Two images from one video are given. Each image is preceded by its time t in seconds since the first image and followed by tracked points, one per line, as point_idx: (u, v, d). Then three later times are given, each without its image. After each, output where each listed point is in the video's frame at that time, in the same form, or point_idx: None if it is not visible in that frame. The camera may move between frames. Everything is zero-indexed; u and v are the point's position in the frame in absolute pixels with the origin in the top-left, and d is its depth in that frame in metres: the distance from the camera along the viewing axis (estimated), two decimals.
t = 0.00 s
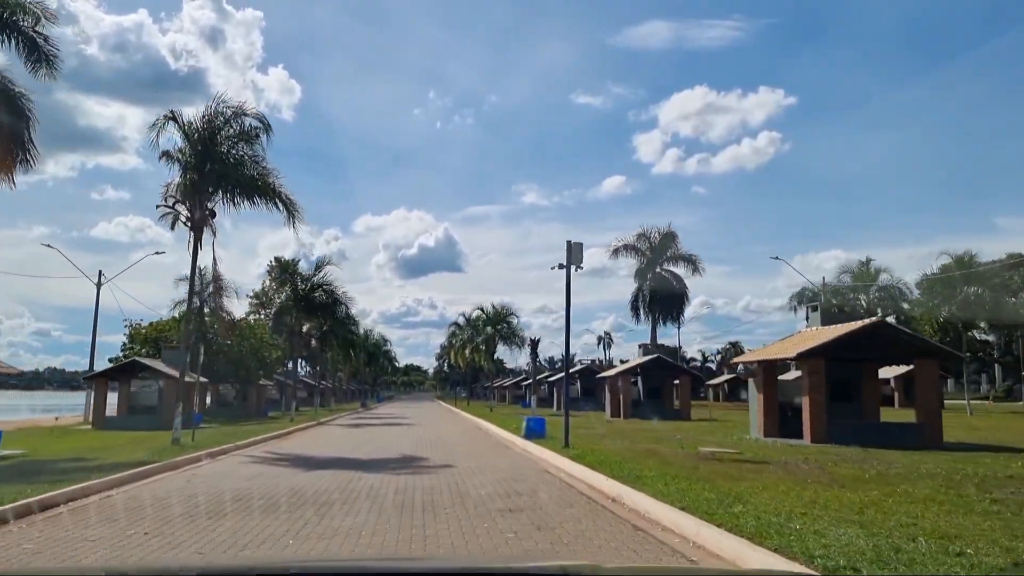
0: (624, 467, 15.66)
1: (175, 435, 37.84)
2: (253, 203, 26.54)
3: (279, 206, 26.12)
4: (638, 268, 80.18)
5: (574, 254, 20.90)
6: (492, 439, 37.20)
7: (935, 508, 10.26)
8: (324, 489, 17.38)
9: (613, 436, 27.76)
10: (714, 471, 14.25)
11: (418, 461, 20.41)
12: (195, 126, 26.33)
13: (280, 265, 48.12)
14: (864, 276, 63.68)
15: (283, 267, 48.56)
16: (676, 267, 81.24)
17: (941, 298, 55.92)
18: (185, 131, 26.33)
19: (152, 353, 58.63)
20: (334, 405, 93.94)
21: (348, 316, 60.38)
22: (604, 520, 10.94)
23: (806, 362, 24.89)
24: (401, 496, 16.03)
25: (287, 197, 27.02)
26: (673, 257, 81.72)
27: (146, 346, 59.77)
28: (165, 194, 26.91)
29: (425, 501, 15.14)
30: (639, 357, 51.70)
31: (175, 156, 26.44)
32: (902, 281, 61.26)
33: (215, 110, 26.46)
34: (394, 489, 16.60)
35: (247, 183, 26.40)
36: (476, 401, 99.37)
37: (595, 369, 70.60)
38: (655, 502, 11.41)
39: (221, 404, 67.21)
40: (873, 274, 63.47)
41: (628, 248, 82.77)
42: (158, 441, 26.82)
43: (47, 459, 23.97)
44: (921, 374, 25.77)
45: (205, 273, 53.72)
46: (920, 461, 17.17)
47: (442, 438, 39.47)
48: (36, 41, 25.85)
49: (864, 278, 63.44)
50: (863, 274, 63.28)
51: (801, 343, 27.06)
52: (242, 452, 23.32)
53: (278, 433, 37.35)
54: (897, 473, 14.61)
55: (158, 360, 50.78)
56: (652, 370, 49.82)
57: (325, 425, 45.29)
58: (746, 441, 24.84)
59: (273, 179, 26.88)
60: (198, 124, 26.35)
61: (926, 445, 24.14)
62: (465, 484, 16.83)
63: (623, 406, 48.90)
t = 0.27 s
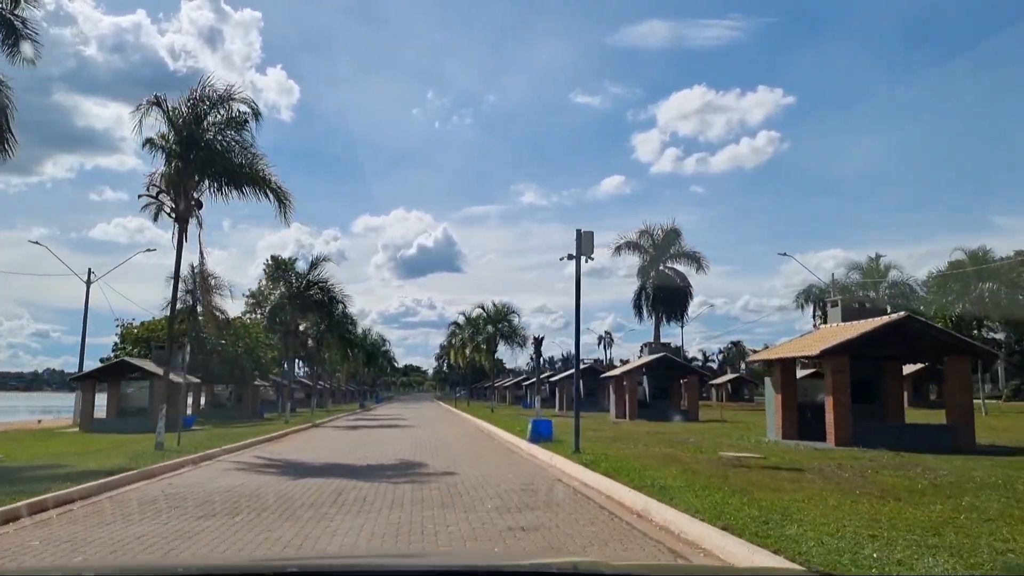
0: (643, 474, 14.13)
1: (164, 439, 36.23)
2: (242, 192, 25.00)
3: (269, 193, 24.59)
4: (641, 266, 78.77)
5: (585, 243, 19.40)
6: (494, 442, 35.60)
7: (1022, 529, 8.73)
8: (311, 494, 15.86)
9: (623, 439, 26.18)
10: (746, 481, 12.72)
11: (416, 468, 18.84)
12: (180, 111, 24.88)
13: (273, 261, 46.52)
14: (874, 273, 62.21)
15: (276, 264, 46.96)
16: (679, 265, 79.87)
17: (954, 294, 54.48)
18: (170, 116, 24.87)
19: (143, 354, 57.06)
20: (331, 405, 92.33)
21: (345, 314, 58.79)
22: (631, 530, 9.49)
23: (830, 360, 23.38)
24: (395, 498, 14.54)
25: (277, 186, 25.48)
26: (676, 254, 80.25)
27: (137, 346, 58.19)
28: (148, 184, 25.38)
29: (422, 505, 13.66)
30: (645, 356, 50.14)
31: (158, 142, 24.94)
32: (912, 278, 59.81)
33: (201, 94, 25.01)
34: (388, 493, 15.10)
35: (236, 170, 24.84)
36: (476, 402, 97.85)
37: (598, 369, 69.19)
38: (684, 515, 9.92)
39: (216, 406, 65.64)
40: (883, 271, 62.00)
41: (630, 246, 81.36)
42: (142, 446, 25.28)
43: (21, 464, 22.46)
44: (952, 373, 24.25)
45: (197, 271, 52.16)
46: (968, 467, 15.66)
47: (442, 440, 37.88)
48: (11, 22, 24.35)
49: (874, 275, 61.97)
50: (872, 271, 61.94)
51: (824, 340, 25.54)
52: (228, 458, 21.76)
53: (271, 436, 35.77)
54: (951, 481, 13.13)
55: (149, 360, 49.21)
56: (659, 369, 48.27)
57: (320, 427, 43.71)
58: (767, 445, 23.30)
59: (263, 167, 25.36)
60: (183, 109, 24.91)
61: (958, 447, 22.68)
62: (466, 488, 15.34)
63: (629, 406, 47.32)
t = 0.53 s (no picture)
0: (667, 486, 12.70)
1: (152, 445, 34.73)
2: (231, 181, 23.60)
3: (259, 183, 23.15)
4: (645, 265, 77.33)
5: (597, 234, 17.97)
6: (497, 447, 34.09)
7: None
8: (300, 509, 14.42)
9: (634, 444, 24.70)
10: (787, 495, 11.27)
11: (415, 477, 17.40)
12: (164, 95, 23.44)
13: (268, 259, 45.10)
14: (886, 271, 60.76)
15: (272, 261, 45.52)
16: (684, 265, 78.43)
17: (969, 293, 52.99)
18: (154, 101, 23.44)
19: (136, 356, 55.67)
20: (330, 408, 90.87)
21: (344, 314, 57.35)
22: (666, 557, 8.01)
23: (856, 360, 21.98)
24: (392, 512, 13.14)
25: (268, 174, 24.07)
26: (681, 254, 78.78)
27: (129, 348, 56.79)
28: (131, 174, 23.96)
29: (422, 518, 12.25)
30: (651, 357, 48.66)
31: (141, 129, 23.52)
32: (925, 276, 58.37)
33: (186, 78, 23.58)
34: (383, 506, 13.70)
35: (224, 159, 23.42)
36: (478, 404, 96.36)
37: (602, 371, 67.75)
38: (729, 539, 8.49)
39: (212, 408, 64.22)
40: (895, 269, 60.54)
41: (635, 245, 79.91)
42: (126, 453, 23.85)
43: None
44: (985, 374, 22.81)
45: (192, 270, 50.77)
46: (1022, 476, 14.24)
47: (443, 445, 36.35)
48: None
49: (886, 273, 60.53)
50: (884, 269, 60.49)
51: (847, 338, 24.12)
52: (213, 467, 20.31)
53: (265, 441, 34.27)
54: (1013, 494, 11.72)
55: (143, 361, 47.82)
56: (667, 370, 46.80)
57: (317, 430, 42.26)
58: (789, 450, 21.85)
59: (253, 155, 23.96)
60: (168, 94, 23.47)
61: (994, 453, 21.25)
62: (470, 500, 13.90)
63: (636, 408, 45.84)
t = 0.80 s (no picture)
0: (695, 495, 11.22)
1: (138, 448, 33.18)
2: (214, 166, 22.11)
3: (244, 168, 21.67)
4: (648, 260, 75.87)
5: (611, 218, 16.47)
6: (499, 448, 32.57)
7: None
8: (281, 517, 12.95)
9: (646, 445, 23.13)
10: (837, 509, 9.78)
11: (411, 484, 15.87)
12: (143, 74, 21.96)
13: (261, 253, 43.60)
14: (896, 265, 59.30)
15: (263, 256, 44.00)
16: (687, 260, 76.95)
17: (983, 287, 51.53)
18: (132, 81, 21.96)
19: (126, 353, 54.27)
20: (328, 407, 89.32)
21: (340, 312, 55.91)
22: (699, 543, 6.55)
23: (884, 355, 20.51)
24: (384, 525, 11.65)
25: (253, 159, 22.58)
26: (685, 249, 77.32)
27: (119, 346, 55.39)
28: (108, 158, 22.49)
29: (417, 534, 10.74)
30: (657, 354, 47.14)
31: (119, 110, 22.04)
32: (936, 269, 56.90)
33: (167, 56, 22.10)
34: (375, 519, 12.21)
35: (206, 142, 21.93)
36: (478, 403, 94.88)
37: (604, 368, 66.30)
38: (787, 567, 7.03)
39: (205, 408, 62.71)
40: (905, 263, 59.08)
41: (637, 240, 78.44)
42: (103, 456, 22.37)
43: None
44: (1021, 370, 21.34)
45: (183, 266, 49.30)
46: None
47: (441, 446, 34.76)
48: None
49: (896, 267, 59.08)
50: (894, 263, 59.05)
51: (873, 334, 22.59)
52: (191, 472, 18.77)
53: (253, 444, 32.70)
54: None
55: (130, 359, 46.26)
56: (674, 367, 45.23)
57: (312, 430, 40.74)
58: (814, 452, 20.32)
59: (238, 138, 22.47)
60: (147, 73, 21.98)
61: None
62: (469, 509, 12.41)
63: (642, 407, 44.29)
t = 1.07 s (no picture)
0: (735, 511, 9.85)
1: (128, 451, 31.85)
2: (203, 153, 20.77)
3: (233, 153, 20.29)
4: (654, 258, 74.45)
5: (630, 202, 15.08)
6: (505, 452, 31.20)
7: None
8: (265, 531, 11.61)
9: (662, 449, 21.75)
10: (910, 534, 8.40)
11: (412, 494, 14.50)
12: (127, 54, 20.64)
13: (258, 249, 42.26)
14: (910, 263, 57.84)
15: (261, 252, 42.66)
16: (694, 258, 75.51)
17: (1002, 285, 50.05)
18: (115, 60, 20.65)
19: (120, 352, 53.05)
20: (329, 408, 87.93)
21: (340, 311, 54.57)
22: None
23: (921, 354, 19.10)
24: (380, 543, 10.25)
25: (245, 146, 21.23)
26: (692, 247, 75.86)
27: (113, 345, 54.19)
28: (91, 143, 21.18)
29: (416, 557, 9.38)
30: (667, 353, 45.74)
31: (101, 92, 20.74)
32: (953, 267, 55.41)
33: (153, 35, 20.77)
34: (371, 535, 10.81)
35: (193, 126, 20.58)
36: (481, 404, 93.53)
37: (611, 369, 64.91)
38: None
39: (202, 409, 61.39)
40: (920, 261, 57.61)
41: (643, 238, 77.01)
42: (84, 461, 21.03)
43: None
44: None
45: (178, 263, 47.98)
46: None
47: (444, 449, 33.39)
48: None
49: (910, 265, 57.62)
50: (908, 261, 57.60)
51: (905, 332, 21.20)
52: (175, 479, 17.43)
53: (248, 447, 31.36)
54: None
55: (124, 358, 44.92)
56: (684, 367, 43.85)
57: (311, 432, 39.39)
58: (845, 458, 18.94)
59: (228, 123, 21.13)
60: (131, 52, 20.67)
61: None
62: (477, 524, 11.08)
63: (651, 409, 42.90)
